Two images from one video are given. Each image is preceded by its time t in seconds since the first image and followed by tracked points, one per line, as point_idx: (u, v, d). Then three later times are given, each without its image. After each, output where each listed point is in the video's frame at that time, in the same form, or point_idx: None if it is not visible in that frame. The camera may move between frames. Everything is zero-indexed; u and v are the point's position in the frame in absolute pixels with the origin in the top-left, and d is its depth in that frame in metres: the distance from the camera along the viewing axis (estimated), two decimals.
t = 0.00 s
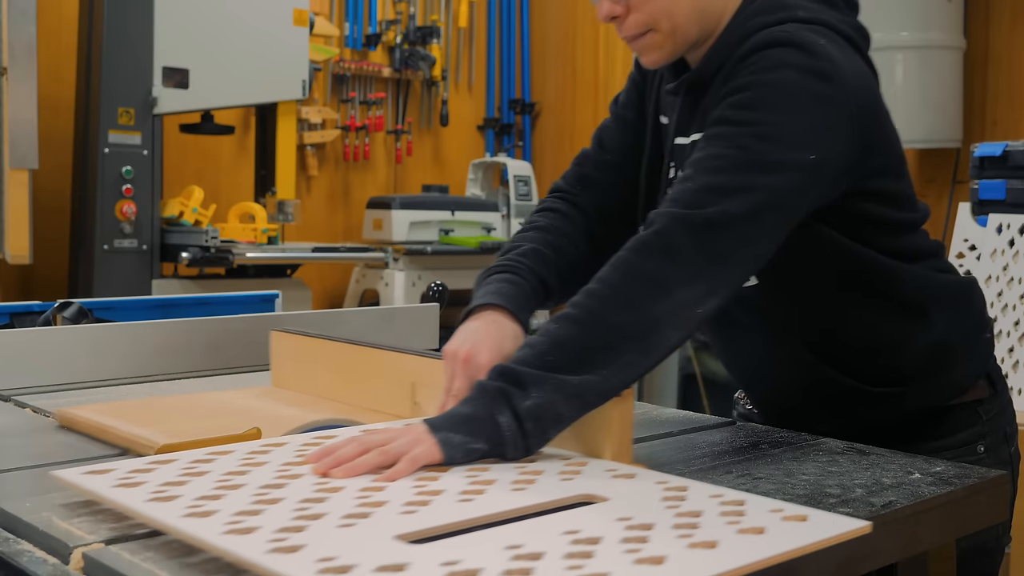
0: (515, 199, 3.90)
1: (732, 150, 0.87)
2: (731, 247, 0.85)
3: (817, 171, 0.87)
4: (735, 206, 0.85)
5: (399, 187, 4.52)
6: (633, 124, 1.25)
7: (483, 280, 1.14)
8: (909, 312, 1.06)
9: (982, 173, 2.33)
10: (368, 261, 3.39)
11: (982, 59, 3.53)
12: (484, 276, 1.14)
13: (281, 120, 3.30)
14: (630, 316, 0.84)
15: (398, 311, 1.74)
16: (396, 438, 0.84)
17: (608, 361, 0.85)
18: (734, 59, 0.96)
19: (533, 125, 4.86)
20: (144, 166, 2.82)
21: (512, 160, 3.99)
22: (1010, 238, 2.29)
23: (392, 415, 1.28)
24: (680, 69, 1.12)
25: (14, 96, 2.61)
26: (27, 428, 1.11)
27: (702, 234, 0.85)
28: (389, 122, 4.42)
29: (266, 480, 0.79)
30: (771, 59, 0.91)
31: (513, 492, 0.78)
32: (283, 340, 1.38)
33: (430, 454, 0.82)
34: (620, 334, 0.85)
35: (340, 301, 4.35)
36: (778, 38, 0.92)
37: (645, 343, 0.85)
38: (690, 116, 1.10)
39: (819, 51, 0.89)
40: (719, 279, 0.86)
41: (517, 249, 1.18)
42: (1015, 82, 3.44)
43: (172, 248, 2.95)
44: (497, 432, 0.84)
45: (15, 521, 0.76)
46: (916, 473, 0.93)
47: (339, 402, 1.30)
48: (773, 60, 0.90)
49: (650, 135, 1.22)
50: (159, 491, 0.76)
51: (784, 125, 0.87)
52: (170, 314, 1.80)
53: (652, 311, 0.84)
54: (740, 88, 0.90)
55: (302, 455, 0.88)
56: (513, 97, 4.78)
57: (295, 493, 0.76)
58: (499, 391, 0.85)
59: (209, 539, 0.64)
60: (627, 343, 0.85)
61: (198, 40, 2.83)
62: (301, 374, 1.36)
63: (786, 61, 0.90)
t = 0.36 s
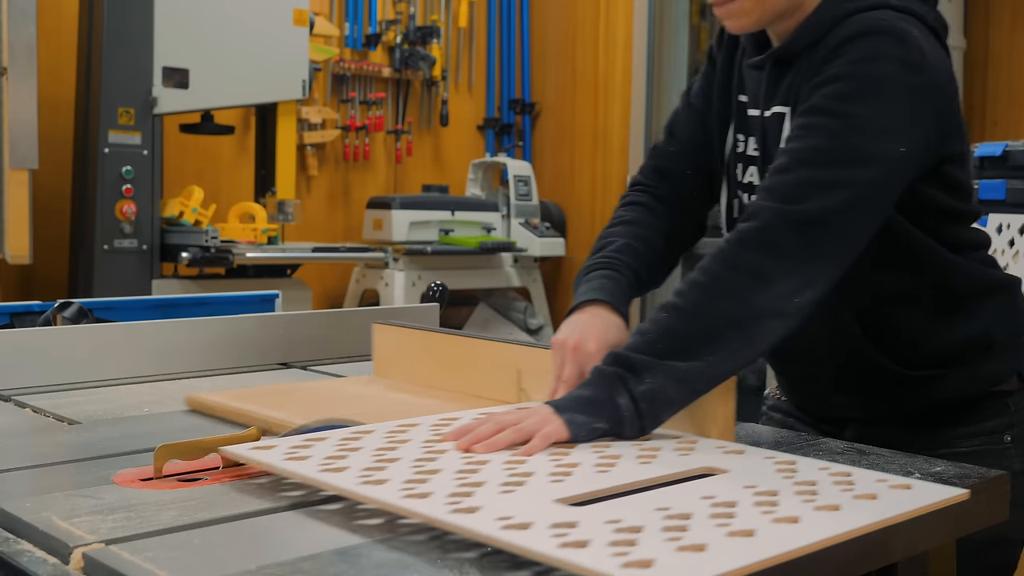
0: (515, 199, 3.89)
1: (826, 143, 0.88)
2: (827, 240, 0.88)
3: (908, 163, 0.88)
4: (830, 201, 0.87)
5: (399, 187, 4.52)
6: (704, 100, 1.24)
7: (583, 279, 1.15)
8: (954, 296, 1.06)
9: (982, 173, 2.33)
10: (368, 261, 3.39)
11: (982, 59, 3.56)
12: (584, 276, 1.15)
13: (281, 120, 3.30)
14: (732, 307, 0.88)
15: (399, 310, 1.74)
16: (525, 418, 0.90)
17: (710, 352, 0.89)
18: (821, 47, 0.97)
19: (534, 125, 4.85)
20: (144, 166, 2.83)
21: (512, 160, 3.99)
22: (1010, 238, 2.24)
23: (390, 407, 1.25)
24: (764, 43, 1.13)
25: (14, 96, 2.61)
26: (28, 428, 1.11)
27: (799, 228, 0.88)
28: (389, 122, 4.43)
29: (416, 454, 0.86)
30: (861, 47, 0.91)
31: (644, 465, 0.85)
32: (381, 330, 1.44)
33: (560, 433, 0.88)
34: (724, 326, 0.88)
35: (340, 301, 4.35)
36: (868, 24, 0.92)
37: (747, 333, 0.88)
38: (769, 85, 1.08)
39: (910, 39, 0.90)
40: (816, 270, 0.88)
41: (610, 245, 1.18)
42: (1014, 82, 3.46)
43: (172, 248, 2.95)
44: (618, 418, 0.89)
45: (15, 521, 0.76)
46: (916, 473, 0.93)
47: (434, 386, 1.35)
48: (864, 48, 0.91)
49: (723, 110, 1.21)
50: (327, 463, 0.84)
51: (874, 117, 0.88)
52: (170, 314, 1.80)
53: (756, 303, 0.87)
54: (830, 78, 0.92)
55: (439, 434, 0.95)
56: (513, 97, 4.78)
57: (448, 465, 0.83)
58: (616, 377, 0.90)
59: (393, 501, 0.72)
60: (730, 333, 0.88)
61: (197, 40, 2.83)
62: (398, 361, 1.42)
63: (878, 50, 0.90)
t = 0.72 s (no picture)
0: (515, 199, 3.89)
1: (914, 148, 0.94)
2: (912, 244, 0.94)
3: (988, 168, 0.95)
4: (918, 207, 0.93)
5: (399, 187, 4.52)
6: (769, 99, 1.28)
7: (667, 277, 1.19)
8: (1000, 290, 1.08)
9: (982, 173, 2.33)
10: (368, 261, 3.38)
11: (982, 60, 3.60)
12: (668, 274, 1.18)
13: (281, 120, 3.30)
14: (821, 305, 0.94)
15: (399, 311, 1.74)
16: (627, 401, 0.95)
17: (799, 346, 0.94)
18: (907, 51, 1.03)
19: (535, 125, 4.85)
20: (144, 166, 2.83)
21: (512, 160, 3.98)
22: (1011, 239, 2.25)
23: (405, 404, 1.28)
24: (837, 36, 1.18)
25: (14, 96, 2.60)
26: (28, 428, 1.11)
27: (888, 232, 0.93)
28: (389, 123, 4.43)
29: (533, 434, 0.92)
30: (948, 57, 0.97)
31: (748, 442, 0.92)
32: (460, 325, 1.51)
33: (659, 416, 0.92)
34: (813, 320, 0.94)
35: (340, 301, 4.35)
36: (955, 31, 0.99)
37: (833, 330, 0.94)
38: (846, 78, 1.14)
39: (997, 49, 0.97)
40: (902, 272, 0.94)
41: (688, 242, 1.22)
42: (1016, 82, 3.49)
43: (172, 248, 2.95)
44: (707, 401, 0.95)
45: (14, 521, 0.76)
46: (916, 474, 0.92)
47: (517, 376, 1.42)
48: (952, 57, 0.97)
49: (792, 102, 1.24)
50: (455, 441, 0.89)
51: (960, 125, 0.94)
52: (170, 314, 1.80)
53: (845, 302, 0.94)
54: (920, 83, 0.98)
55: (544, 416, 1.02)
56: (513, 97, 4.78)
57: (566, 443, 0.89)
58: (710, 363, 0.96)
59: (526, 473, 0.78)
60: (819, 329, 0.94)
61: (197, 39, 2.83)
62: (481, 355, 1.48)
63: (966, 60, 0.96)
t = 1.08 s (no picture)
0: (514, 199, 3.90)
1: (852, 125, 0.90)
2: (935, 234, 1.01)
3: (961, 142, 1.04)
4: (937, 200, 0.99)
5: (399, 187, 4.52)
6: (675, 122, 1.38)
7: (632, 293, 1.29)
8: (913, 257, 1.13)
9: (981, 173, 2.32)
10: (368, 261, 3.38)
11: (981, 59, 3.61)
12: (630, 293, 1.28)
13: (281, 120, 3.31)
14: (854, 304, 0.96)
15: (399, 311, 1.74)
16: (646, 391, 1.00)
17: (769, 313, 0.83)
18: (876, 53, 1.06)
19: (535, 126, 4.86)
20: (144, 166, 2.83)
21: (512, 160, 3.98)
22: (1010, 238, 2.24)
23: (409, 404, 1.28)
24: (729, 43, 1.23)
25: (14, 96, 2.60)
26: (28, 428, 1.11)
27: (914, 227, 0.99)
28: (389, 123, 4.43)
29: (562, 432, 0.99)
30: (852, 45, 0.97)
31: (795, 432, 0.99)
32: (516, 319, 1.50)
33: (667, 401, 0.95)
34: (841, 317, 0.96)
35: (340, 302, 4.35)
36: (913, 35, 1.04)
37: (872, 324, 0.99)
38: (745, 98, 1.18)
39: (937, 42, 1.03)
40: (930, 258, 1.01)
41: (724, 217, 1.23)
42: (1016, 82, 3.50)
43: (172, 248, 2.95)
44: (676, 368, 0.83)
45: (14, 521, 0.76)
46: (916, 472, 0.93)
47: (569, 373, 1.41)
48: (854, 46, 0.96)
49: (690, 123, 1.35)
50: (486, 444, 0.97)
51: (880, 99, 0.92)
52: (170, 314, 1.80)
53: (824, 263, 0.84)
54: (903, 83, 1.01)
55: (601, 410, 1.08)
56: (513, 97, 4.79)
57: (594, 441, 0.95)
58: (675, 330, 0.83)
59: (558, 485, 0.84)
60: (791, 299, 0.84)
61: (198, 39, 2.83)
62: (536, 349, 1.47)
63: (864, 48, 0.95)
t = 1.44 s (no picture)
0: (514, 199, 3.90)
1: (939, 107, 0.96)
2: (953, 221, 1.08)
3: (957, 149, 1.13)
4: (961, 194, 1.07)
5: (399, 187, 4.52)
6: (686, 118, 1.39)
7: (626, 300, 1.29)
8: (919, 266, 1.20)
9: (981, 173, 2.32)
10: (368, 261, 3.38)
11: (982, 59, 3.62)
12: (629, 295, 1.28)
13: (281, 120, 3.31)
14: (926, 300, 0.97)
15: (399, 311, 1.74)
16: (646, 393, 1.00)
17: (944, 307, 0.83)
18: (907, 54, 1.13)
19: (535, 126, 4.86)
20: (144, 166, 2.83)
21: (512, 160, 3.98)
22: (1010, 238, 2.24)
23: (408, 404, 1.28)
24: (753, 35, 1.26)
25: (14, 96, 2.60)
26: (28, 428, 1.11)
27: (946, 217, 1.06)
28: (389, 123, 4.43)
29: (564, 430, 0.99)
30: (908, 45, 1.04)
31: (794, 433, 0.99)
32: (517, 319, 1.50)
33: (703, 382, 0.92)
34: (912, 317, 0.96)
35: (339, 302, 4.35)
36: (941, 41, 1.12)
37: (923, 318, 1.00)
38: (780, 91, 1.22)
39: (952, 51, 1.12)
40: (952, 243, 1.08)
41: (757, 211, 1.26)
42: (1016, 82, 3.50)
43: (172, 248, 2.95)
44: (906, 364, 0.80)
45: (14, 521, 0.76)
46: (916, 472, 0.93)
47: (568, 373, 1.41)
48: (909, 45, 1.03)
49: (706, 121, 1.36)
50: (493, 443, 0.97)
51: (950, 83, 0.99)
52: (170, 314, 1.80)
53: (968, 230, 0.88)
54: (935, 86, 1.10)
55: (600, 410, 1.07)
56: (513, 97, 4.79)
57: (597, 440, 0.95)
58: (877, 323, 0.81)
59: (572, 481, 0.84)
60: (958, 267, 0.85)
61: (197, 39, 2.83)
62: (536, 349, 1.47)
63: (922, 47, 1.03)
